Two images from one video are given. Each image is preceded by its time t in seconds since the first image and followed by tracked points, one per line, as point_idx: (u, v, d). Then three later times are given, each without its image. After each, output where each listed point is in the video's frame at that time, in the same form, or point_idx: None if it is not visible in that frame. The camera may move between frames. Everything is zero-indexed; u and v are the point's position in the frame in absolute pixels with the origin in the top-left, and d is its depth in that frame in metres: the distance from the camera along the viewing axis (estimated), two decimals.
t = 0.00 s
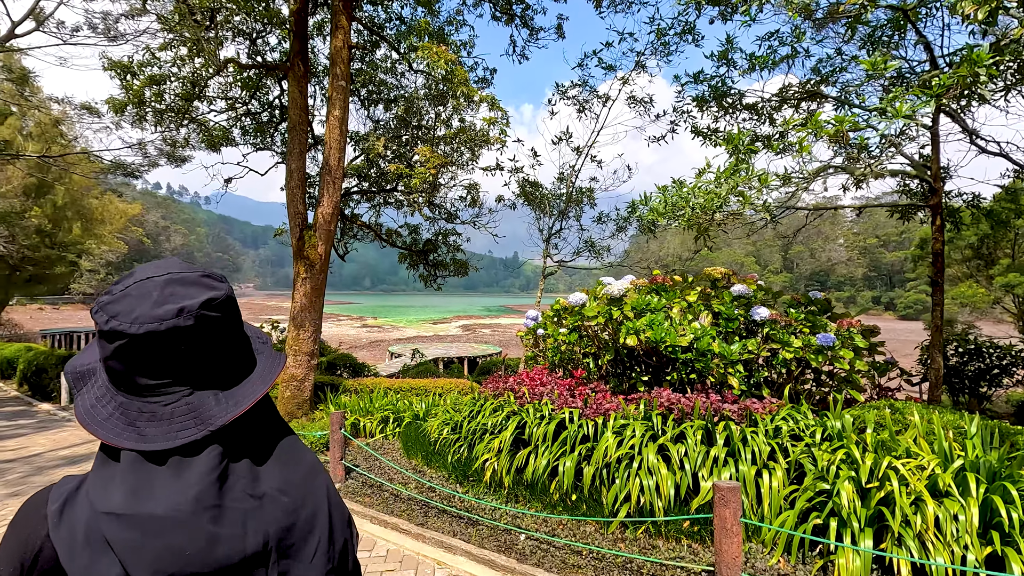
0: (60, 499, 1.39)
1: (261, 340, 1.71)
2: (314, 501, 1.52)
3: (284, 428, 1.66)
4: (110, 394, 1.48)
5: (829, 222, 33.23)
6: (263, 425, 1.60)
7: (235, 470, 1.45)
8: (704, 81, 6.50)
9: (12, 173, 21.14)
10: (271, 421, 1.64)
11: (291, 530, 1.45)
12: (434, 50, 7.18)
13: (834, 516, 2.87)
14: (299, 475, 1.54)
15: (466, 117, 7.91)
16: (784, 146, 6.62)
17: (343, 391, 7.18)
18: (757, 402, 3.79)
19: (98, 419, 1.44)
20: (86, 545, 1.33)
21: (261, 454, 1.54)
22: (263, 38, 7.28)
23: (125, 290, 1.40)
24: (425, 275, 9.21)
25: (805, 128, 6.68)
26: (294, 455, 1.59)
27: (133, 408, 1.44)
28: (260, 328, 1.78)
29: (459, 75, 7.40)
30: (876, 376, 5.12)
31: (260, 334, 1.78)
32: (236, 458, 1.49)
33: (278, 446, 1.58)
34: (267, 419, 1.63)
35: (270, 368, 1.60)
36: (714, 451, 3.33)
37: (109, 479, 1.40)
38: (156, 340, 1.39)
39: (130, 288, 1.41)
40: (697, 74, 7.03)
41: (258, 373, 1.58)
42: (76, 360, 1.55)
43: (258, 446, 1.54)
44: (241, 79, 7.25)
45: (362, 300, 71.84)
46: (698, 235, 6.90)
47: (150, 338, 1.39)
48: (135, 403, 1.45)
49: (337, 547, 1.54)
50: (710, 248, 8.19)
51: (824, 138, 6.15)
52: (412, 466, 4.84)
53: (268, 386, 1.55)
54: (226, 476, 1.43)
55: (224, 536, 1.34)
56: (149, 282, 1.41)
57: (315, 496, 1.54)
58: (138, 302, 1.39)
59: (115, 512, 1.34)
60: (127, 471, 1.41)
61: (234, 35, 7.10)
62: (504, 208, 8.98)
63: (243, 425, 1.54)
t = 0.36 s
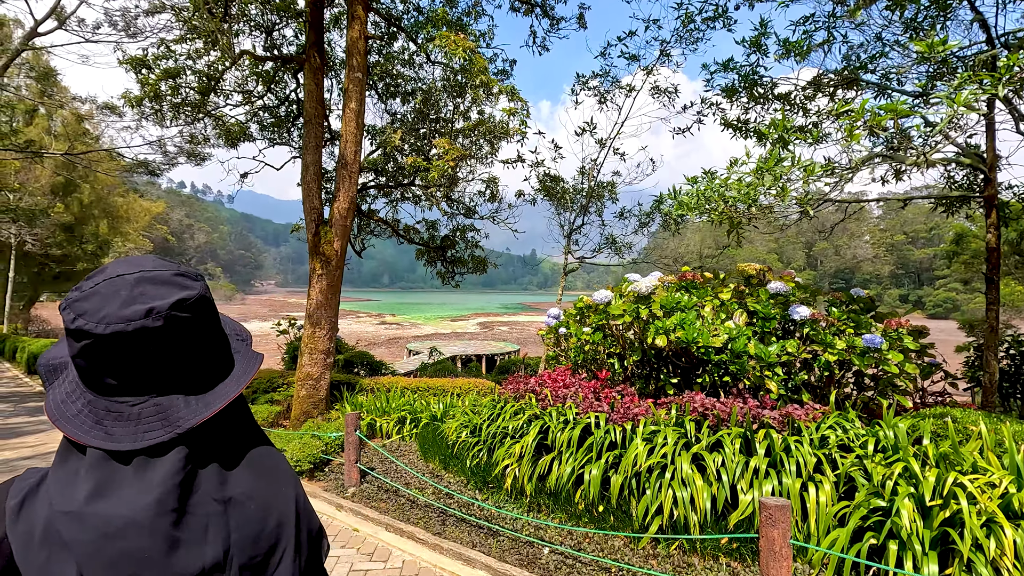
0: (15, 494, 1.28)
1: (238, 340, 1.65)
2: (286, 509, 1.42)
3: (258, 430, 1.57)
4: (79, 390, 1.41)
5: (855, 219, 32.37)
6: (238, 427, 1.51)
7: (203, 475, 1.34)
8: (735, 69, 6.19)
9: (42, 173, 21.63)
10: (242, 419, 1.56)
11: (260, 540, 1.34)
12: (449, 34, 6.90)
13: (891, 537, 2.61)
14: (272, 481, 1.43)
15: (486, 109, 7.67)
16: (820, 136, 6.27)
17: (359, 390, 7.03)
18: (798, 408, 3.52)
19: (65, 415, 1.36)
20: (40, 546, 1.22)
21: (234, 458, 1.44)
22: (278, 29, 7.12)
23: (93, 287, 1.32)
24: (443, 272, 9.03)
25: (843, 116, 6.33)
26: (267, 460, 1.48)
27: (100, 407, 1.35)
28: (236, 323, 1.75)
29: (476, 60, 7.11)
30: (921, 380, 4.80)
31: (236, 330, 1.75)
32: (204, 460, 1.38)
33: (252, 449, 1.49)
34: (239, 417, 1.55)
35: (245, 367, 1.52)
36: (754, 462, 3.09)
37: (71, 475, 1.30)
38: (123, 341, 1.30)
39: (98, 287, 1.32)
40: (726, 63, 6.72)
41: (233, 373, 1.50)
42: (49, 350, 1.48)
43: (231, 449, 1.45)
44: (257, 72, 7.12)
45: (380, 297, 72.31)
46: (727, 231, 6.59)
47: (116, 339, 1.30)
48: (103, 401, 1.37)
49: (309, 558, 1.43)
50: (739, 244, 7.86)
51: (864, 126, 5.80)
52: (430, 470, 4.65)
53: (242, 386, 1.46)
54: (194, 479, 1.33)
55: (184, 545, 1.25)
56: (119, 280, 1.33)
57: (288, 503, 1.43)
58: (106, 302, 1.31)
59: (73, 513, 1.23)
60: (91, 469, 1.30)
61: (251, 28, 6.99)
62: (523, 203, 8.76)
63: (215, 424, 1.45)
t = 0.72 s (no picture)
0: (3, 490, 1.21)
1: (235, 335, 1.59)
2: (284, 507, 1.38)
3: (253, 429, 1.53)
4: (75, 383, 1.34)
5: (885, 215, 31.37)
6: (232, 424, 1.47)
7: (204, 466, 1.29)
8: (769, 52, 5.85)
9: (70, 172, 22.01)
10: (237, 419, 1.51)
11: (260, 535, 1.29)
12: (470, 23, 6.70)
13: (963, 563, 2.28)
14: (270, 478, 1.40)
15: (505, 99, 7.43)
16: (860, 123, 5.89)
17: (375, 389, 6.88)
18: (848, 414, 3.21)
19: (60, 407, 1.29)
20: (34, 540, 1.15)
21: (231, 455, 1.39)
22: (294, 19, 6.97)
23: (90, 278, 1.27)
24: (461, 268, 8.83)
25: (886, 102, 5.94)
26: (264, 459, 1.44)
27: (94, 399, 1.29)
28: (232, 317, 1.66)
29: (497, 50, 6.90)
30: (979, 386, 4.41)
31: (231, 324, 1.66)
32: (206, 455, 1.34)
33: (249, 447, 1.44)
34: (232, 417, 1.50)
35: (242, 361, 1.48)
36: (802, 473, 2.78)
37: (66, 466, 1.24)
38: (117, 336, 1.24)
39: (97, 277, 1.27)
40: (759, 47, 6.38)
41: (231, 367, 1.45)
42: (44, 344, 1.44)
43: (227, 445, 1.40)
44: (273, 64, 6.99)
45: (399, 295, 72.49)
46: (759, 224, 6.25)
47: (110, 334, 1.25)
48: (98, 393, 1.31)
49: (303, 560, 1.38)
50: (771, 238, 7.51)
51: (911, 112, 5.42)
52: (447, 473, 4.44)
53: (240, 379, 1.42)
54: (198, 472, 1.28)
55: (187, 534, 1.19)
56: (116, 273, 1.28)
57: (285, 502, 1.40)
58: (104, 294, 1.25)
59: (75, 502, 1.18)
60: (91, 462, 1.24)
61: (266, 18, 6.83)
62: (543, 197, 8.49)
63: (209, 421, 1.41)
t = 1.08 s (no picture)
0: None
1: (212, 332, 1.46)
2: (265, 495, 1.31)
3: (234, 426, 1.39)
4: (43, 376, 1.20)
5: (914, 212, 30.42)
6: (211, 417, 1.33)
7: (183, 462, 1.18)
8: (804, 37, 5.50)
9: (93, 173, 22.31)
10: (215, 411, 1.37)
11: (242, 525, 1.23)
12: (485, 12, 6.44)
13: None
14: (251, 465, 1.31)
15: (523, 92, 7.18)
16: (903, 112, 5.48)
17: (389, 392, 6.69)
18: (901, 428, 2.91)
19: (26, 404, 1.16)
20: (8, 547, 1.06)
21: (213, 446, 1.27)
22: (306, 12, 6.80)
23: (57, 270, 1.12)
24: (478, 267, 8.60)
25: (930, 88, 5.55)
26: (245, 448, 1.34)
27: (63, 394, 1.15)
28: (210, 317, 1.52)
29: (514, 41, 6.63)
30: None
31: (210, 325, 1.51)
32: (184, 449, 1.22)
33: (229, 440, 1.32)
34: (211, 408, 1.36)
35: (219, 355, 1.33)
36: (855, 496, 2.50)
37: (35, 468, 1.13)
38: (87, 331, 1.10)
39: (64, 269, 1.12)
40: (791, 33, 6.02)
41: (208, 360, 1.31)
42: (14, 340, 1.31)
43: (207, 438, 1.27)
44: (286, 59, 6.84)
45: (416, 294, 72.71)
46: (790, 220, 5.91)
47: (78, 328, 1.10)
48: (67, 389, 1.16)
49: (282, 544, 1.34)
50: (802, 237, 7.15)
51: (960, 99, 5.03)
52: (462, 483, 4.22)
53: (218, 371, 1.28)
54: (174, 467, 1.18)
55: (168, 530, 1.11)
56: (86, 263, 1.13)
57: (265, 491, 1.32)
58: (70, 285, 1.10)
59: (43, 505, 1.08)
60: (62, 463, 1.13)
61: (276, 10, 6.66)
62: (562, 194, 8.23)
63: (185, 413, 1.26)
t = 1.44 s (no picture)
0: None
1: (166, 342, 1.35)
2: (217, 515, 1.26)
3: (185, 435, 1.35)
4: None
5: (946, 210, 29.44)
6: (159, 428, 1.29)
7: (124, 481, 1.14)
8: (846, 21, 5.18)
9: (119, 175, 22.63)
10: (164, 420, 1.33)
11: (185, 551, 1.17)
12: None
13: None
14: (201, 484, 1.27)
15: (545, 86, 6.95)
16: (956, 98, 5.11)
17: (407, 394, 6.53)
18: (973, 442, 2.62)
19: None
20: None
21: (155, 461, 1.23)
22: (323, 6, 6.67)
23: None
24: (498, 266, 8.41)
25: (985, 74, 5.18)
26: (196, 463, 1.31)
27: (2, 411, 1.10)
28: (167, 325, 1.43)
29: (535, 30, 6.40)
30: None
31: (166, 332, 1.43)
32: (123, 467, 1.16)
33: (178, 454, 1.28)
34: (159, 418, 1.31)
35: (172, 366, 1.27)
36: (929, 518, 2.22)
37: None
38: (28, 348, 1.05)
39: None
40: (831, 17, 5.70)
41: (159, 373, 1.25)
42: None
43: (151, 452, 1.22)
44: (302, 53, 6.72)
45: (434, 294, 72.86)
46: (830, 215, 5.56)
47: (17, 345, 1.05)
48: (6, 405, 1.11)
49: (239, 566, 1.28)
50: (840, 234, 6.79)
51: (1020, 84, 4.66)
52: (483, 492, 4.03)
53: (169, 384, 1.23)
54: (108, 486, 1.11)
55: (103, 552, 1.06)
56: (24, 275, 1.08)
57: (217, 511, 1.27)
58: (9, 299, 1.06)
59: None
60: None
61: (294, 5, 6.54)
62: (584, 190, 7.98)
63: (129, 428, 1.21)
